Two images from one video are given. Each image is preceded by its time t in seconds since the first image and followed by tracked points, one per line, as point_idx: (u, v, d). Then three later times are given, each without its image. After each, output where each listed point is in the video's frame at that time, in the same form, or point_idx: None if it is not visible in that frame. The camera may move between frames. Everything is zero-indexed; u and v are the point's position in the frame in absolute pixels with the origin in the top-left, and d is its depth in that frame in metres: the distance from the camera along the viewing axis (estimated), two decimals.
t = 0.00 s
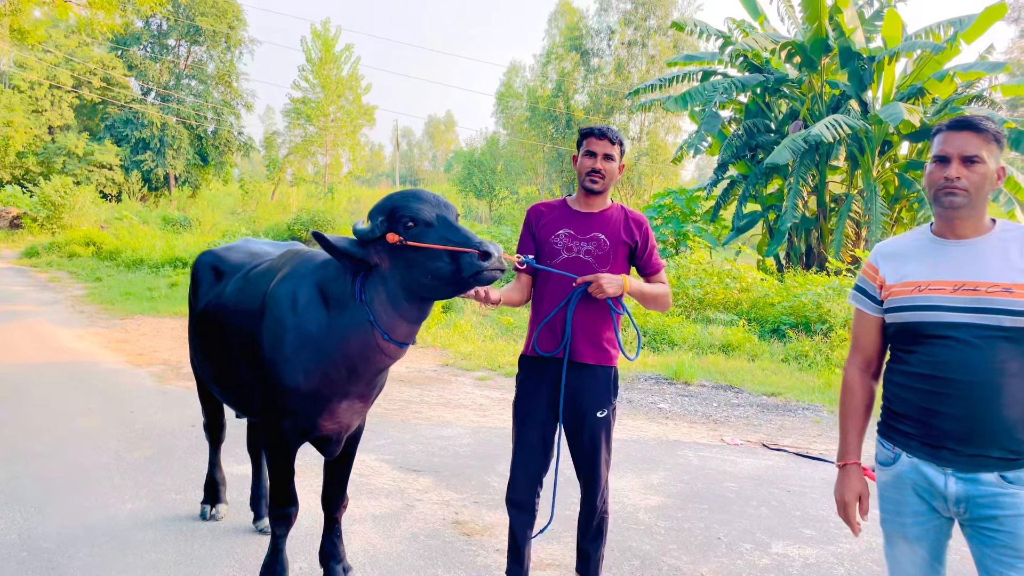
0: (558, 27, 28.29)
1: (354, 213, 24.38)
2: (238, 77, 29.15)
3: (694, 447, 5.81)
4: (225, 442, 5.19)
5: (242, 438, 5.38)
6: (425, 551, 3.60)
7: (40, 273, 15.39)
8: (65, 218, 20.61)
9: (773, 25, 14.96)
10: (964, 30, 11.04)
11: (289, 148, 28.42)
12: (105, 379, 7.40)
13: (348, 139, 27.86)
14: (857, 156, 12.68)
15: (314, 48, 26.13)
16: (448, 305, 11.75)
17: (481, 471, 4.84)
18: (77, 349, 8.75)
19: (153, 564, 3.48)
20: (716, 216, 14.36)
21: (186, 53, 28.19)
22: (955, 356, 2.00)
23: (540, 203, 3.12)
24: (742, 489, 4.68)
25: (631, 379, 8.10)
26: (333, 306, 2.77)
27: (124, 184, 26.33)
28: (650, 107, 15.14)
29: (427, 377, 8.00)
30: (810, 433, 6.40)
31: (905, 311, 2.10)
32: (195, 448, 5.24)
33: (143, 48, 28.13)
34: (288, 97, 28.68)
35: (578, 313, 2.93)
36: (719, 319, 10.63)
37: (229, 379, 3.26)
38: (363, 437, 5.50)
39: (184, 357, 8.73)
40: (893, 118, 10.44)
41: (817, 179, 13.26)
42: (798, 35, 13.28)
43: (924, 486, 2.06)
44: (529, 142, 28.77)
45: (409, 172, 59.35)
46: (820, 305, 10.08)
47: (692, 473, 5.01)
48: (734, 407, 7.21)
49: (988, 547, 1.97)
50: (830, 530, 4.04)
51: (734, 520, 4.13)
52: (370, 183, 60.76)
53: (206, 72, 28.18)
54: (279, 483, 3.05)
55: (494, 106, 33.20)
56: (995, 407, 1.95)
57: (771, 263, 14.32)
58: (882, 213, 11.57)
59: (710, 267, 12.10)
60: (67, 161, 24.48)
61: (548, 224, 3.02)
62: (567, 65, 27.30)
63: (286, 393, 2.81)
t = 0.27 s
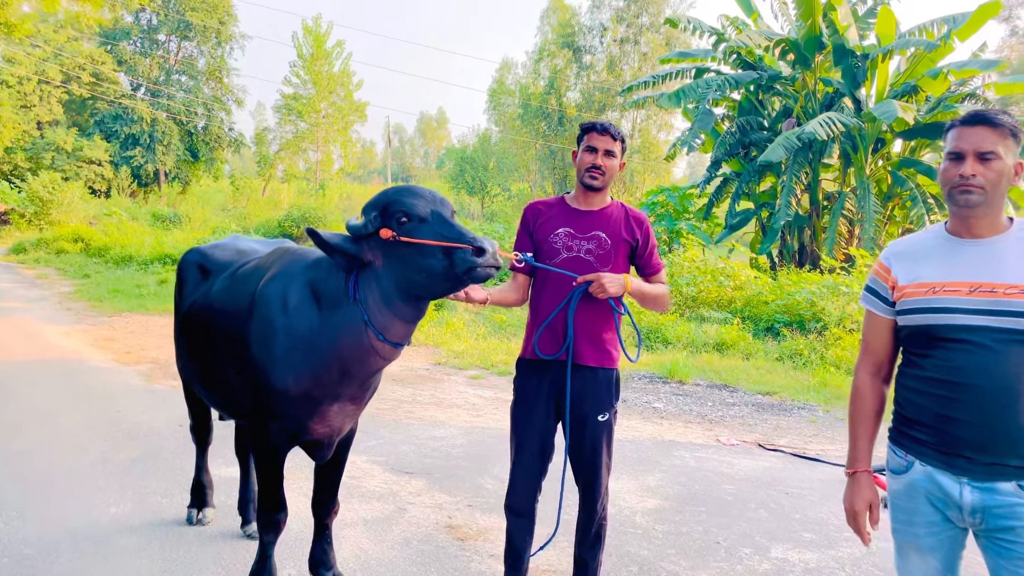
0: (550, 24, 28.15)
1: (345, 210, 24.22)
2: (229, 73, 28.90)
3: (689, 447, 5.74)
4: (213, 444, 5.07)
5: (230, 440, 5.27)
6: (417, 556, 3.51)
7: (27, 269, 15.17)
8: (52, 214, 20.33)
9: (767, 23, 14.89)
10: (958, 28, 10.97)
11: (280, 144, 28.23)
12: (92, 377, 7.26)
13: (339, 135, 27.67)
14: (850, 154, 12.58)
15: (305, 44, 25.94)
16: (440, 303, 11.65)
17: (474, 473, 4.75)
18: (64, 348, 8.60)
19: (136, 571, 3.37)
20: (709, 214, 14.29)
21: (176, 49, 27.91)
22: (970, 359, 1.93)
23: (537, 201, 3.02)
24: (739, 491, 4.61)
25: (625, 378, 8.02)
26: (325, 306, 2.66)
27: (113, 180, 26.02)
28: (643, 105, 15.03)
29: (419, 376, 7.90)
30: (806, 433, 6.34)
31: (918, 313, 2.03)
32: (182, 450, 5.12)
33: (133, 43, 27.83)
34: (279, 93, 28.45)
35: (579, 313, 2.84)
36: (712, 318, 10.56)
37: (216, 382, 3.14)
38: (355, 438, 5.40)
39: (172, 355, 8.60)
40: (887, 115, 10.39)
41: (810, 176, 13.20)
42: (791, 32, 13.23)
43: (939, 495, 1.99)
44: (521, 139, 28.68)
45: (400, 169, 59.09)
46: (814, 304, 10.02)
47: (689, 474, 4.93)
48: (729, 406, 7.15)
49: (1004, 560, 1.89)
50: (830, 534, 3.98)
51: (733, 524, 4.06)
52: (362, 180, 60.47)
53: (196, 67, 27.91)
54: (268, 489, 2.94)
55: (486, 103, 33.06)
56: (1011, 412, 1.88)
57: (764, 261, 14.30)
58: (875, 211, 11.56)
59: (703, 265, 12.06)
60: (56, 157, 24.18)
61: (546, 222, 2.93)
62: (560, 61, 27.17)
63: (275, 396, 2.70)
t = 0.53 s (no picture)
0: (538, 23, 28.02)
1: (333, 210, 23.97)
2: (215, 73, 28.60)
3: (683, 453, 5.64)
4: (196, 455, 4.93)
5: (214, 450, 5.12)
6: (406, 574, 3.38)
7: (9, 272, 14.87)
8: (35, 216, 19.92)
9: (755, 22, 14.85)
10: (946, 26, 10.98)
11: (267, 144, 27.91)
12: (73, 384, 7.08)
13: (327, 135, 27.44)
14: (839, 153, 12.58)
15: (292, 44, 25.74)
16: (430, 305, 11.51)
17: (464, 482, 4.64)
18: (45, 353, 8.39)
19: None
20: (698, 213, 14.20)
21: (161, 48, 27.57)
22: (986, 375, 1.91)
23: (537, 207, 2.93)
24: (735, 499, 4.52)
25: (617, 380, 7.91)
26: (309, 316, 2.51)
27: (98, 181, 25.58)
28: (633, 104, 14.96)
29: (409, 381, 7.77)
30: (800, 437, 6.27)
31: (932, 326, 2.00)
32: (165, 461, 4.97)
33: (117, 43, 27.47)
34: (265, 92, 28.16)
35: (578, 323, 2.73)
36: (704, 319, 10.47)
37: (193, 395, 2.97)
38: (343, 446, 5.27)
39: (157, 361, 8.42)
40: (877, 114, 10.36)
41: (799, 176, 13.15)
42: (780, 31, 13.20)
43: (955, 517, 1.98)
44: (510, 138, 28.55)
45: (388, 169, 58.77)
46: (805, 304, 9.95)
47: (684, 482, 4.84)
48: (722, 409, 7.06)
49: None
50: (828, 544, 3.90)
51: (730, 534, 3.97)
52: (350, 181, 60.10)
53: (182, 67, 27.60)
54: (250, 507, 2.81)
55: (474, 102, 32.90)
56: None
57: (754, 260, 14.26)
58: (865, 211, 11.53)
59: (694, 265, 12.00)
60: (41, 158, 23.76)
61: (545, 229, 2.84)
62: (548, 61, 27.06)
63: (257, 412, 2.56)
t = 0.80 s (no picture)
0: (526, 24, 27.89)
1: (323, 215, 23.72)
2: (201, 77, 28.31)
3: (679, 459, 5.52)
4: (179, 469, 4.75)
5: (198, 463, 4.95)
6: None
7: None
8: (20, 224, 19.24)
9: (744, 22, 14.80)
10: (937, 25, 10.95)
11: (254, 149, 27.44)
12: (54, 396, 6.87)
13: (315, 139, 27.22)
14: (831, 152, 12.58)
15: (279, 47, 25.54)
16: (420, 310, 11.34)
17: (457, 494, 4.50)
18: (26, 364, 8.16)
19: None
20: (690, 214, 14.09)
21: (147, 53, 27.26)
22: (1011, 386, 1.79)
23: (537, 210, 2.80)
24: (736, 508, 4.40)
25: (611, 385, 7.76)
26: (292, 326, 2.29)
27: (83, 188, 25.03)
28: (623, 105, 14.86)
29: (399, 388, 7.61)
30: (798, 441, 6.16)
31: (949, 332, 1.89)
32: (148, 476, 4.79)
33: (103, 47, 27.14)
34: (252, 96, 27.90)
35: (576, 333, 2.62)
36: (697, 321, 10.37)
37: (169, 411, 2.74)
38: (331, 457, 5.12)
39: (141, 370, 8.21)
40: (868, 113, 10.33)
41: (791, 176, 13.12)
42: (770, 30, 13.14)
43: (976, 536, 1.87)
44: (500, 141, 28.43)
45: (377, 173, 58.51)
46: (799, 305, 9.86)
47: (683, 490, 4.71)
48: (718, 414, 6.95)
49: None
50: (832, 554, 3.79)
51: (732, 545, 3.85)
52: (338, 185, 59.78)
53: (168, 71, 27.32)
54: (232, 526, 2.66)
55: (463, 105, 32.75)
56: None
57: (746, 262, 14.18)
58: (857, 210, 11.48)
59: (686, 267, 11.91)
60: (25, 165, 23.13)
61: (545, 234, 2.71)
62: (537, 62, 26.97)
63: (234, 428, 2.31)
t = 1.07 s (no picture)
0: (519, 30, 27.89)
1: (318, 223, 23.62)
2: (195, 87, 28.28)
3: (677, 468, 5.43)
4: (167, 486, 4.64)
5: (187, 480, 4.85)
6: None
7: None
8: (13, 235, 18.97)
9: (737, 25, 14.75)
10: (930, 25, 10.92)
11: (249, 157, 27.47)
12: (44, 411, 6.76)
13: (310, 147, 27.18)
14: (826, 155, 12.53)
15: (272, 56, 25.50)
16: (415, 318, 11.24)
17: (451, 508, 4.41)
18: (16, 378, 8.04)
19: None
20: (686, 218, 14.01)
21: (140, 63, 27.19)
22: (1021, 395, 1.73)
23: (535, 218, 2.72)
24: (736, 518, 4.31)
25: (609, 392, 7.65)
26: (276, 341, 2.21)
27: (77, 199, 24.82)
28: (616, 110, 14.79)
29: (394, 398, 7.51)
30: (798, 447, 6.08)
31: (956, 341, 1.81)
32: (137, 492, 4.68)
33: (96, 58, 27.05)
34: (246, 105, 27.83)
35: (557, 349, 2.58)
36: (695, 326, 10.29)
37: (150, 432, 2.63)
38: (324, 471, 5.03)
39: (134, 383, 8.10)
40: (863, 115, 10.29)
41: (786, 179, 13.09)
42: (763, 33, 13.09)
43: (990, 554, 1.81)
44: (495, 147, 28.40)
45: (373, 181, 58.46)
46: (797, 308, 9.78)
47: (682, 501, 4.61)
48: (717, 420, 6.86)
49: None
50: (835, 565, 3.71)
51: (733, 557, 3.76)
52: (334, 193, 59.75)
53: (162, 81, 27.28)
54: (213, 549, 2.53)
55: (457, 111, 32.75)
56: None
57: (743, 265, 14.14)
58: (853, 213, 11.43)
59: (683, 272, 11.86)
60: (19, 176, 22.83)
61: (542, 243, 2.63)
62: (531, 68, 26.96)
63: (216, 448, 2.21)
